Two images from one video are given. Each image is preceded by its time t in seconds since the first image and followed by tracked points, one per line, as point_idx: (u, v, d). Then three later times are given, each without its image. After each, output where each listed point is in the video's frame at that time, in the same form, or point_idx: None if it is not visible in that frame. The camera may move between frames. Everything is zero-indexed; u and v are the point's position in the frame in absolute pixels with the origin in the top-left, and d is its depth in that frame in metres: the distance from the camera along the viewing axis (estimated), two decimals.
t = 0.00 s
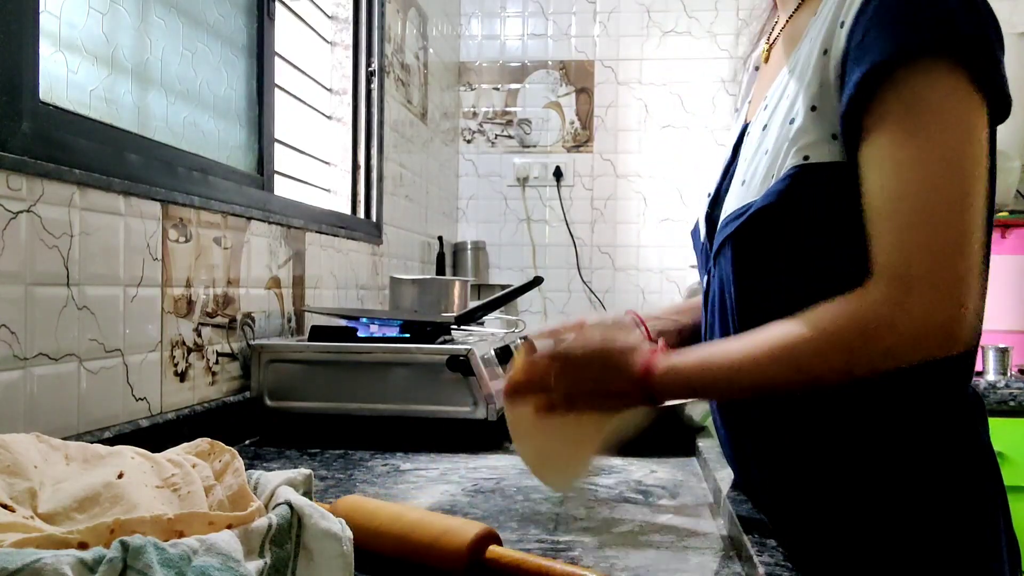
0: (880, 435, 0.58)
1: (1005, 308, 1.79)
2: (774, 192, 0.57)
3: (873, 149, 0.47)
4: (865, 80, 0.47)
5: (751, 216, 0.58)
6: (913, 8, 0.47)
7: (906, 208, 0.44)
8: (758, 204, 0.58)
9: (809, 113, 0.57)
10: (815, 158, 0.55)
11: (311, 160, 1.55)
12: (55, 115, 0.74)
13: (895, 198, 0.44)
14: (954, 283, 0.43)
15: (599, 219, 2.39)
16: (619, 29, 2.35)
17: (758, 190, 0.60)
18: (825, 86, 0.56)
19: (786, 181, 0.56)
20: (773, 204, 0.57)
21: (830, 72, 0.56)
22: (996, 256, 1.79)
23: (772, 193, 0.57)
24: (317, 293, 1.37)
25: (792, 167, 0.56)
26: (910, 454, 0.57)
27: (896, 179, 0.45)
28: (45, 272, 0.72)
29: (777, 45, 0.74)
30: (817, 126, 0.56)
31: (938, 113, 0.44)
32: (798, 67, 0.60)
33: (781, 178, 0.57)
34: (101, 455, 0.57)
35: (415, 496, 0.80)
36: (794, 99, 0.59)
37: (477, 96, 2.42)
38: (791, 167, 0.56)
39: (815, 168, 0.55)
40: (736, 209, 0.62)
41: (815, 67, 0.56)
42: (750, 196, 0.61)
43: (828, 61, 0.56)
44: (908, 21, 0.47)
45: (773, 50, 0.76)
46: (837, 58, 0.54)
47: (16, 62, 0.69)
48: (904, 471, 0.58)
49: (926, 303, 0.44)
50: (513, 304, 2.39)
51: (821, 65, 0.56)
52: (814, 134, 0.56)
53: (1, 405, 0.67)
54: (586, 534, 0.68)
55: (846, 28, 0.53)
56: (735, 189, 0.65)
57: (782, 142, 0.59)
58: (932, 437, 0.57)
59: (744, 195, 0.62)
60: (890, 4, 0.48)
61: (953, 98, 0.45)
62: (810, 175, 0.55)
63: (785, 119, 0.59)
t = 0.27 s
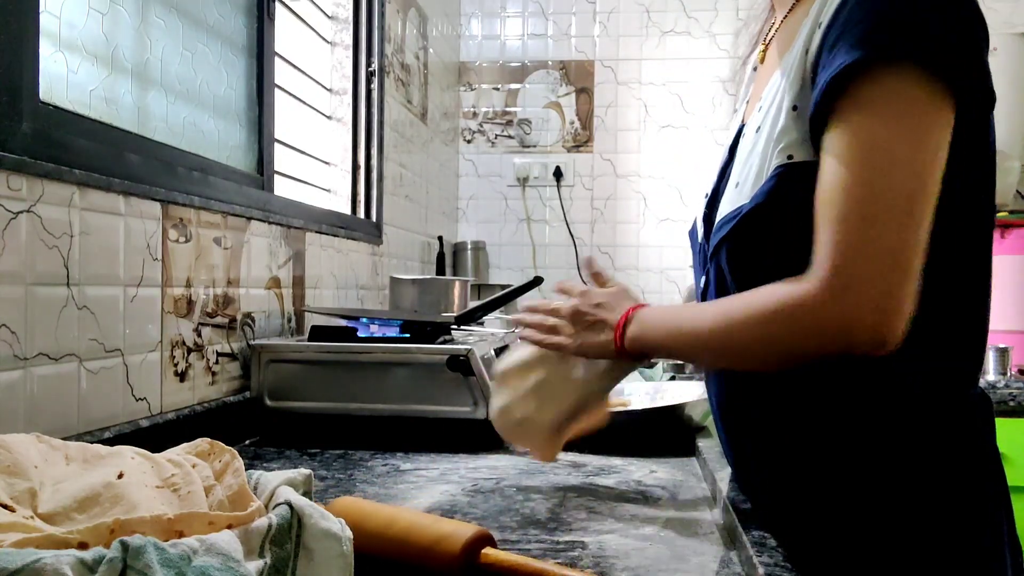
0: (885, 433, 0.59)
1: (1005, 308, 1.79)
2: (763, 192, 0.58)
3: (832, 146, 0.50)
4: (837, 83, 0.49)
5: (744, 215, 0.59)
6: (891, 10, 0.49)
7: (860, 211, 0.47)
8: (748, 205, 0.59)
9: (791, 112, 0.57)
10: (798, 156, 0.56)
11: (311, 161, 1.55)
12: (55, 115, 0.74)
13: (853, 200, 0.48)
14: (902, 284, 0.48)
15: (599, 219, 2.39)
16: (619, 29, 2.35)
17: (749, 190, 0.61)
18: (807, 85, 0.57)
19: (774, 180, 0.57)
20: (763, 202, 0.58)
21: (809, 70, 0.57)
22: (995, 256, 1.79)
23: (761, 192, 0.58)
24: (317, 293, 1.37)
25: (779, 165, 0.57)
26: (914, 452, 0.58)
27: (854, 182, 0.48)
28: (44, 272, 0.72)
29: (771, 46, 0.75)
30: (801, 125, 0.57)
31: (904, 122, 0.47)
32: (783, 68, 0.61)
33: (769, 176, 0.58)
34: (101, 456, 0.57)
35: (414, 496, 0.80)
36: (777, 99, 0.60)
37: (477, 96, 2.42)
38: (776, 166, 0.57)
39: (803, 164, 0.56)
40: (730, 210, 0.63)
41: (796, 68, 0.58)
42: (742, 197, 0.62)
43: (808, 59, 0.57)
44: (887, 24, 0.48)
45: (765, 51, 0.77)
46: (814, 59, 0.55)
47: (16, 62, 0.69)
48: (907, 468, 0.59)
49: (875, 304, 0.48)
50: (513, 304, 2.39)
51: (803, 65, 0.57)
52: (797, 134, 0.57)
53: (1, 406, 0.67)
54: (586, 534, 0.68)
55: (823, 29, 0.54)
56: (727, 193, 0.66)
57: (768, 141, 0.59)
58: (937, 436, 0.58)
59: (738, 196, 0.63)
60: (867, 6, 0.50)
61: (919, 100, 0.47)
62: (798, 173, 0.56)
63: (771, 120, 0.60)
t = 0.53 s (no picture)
0: (887, 434, 0.59)
1: (1005, 308, 1.79)
2: (764, 189, 0.58)
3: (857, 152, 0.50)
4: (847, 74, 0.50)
5: (744, 213, 0.60)
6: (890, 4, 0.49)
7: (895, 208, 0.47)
8: (748, 202, 0.60)
9: (791, 108, 0.58)
10: (800, 152, 0.57)
11: (311, 160, 1.55)
12: (55, 115, 0.74)
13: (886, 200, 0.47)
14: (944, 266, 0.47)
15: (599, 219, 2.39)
16: (619, 29, 2.35)
17: (746, 187, 0.62)
18: (805, 80, 0.57)
19: (776, 176, 0.58)
20: (763, 199, 0.58)
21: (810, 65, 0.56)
22: (995, 256, 1.79)
23: (761, 189, 0.58)
24: (317, 293, 1.37)
25: (780, 162, 0.58)
26: (916, 454, 0.58)
27: (881, 182, 0.47)
28: (44, 272, 0.72)
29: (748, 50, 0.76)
30: (801, 121, 0.57)
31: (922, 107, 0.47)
32: (773, 67, 0.62)
33: (769, 173, 0.59)
34: (101, 456, 0.57)
35: (414, 496, 0.80)
36: (771, 97, 0.61)
37: (477, 96, 2.42)
38: (778, 163, 0.58)
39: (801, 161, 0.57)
40: (725, 209, 0.64)
41: (797, 64, 0.57)
42: (740, 195, 0.62)
43: (809, 55, 0.56)
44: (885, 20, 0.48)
45: (743, 53, 0.78)
46: (820, 53, 0.54)
47: (16, 63, 0.69)
48: (909, 470, 0.59)
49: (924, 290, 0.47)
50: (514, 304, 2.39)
51: (803, 60, 0.57)
52: (797, 130, 0.57)
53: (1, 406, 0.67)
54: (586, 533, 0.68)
55: (826, 23, 0.54)
56: (720, 192, 0.67)
57: (765, 139, 0.60)
58: (937, 443, 0.58)
59: (734, 193, 0.63)
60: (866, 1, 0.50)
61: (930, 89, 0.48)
62: (798, 169, 0.57)
63: (767, 118, 0.60)
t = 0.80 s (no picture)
0: (885, 431, 0.59)
1: (1005, 308, 1.79)
2: (753, 194, 0.59)
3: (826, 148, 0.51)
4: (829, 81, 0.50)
5: (734, 218, 0.60)
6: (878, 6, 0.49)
7: (879, 206, 0.46)
8: (739, 207, 0.60)
9: (779, 111, 0.58)
10: (789, 157, 0.57)
11: (311, 161, 1.55)
12: (55, 115, 0.74)
13: (859, 203, 0.47)
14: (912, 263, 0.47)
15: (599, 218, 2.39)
16: (619, 29, 2.35)
17: (739, 192, 0.62)
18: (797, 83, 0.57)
19: (765, 182, 0.58)
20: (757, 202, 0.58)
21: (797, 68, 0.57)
22: (995, 256, 1.79)
23: (751, 194, 0.59)
24: (317, 293, 1.37)
25: (768, 168, 0.58)
26: (913, 450, 0.59)
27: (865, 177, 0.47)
28: (44, 272, 0.72)
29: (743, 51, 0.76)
30: (789, 125, 0.57)
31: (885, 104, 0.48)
32: (765, 69, 0.61)
33: (759, 178, 0.59)
34: (101, 456, 0.57)
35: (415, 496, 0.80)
36: (762, 100, 0.60)
37: (477, 96, 2.42)
38: (767, 168, 0.58)
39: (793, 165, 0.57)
40: (718, 213, 0.64)
41: (784, 67, 0.58)
42: (732, 200, 0.62)
43: (796, 58, 0.57)
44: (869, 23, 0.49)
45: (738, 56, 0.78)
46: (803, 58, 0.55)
47: (16, 63, 0.69)
48: (906, 465, 0.59)
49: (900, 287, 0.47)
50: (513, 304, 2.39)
51: (790, 63, 0.57)
52: (786, 134, 0.57)
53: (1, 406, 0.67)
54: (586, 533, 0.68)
55: (811, 27, 0.54)
56: (714, 195, 0.67)
57: (756, 144, 0.60)
58: (935, 440, 0.59)
59: (727, 198, 0.63)
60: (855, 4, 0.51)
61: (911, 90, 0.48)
62: (788, 174, 0.57)
63: (758, 121, 0.60)
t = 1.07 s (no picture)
0: (881, 431, 0.59)
1: (1005, 309, 1.79)
2: (729, 207, 0.59)
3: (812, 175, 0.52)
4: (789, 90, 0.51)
5: (711, 231, 0.60)
6: (828, 20, 0.50)
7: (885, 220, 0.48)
8: (714, 220, 0.60)
9: (752, 126, 0.58)
10: (763, 170, 0.58)
11: (311, 161, 1.55)
12: (55, 115, 0.74)
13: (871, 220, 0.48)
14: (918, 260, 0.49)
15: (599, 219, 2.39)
16: (619, 29, 2.35)
17: (713, 205, 0.62)
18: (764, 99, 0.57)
19: (740, 195, 0.58)
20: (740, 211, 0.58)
21: (761, 84, 0.58)
22: (995, 256, 1.79)
23: (727, 207, 0.59)
24: (317, 293, 1.37)
25: (742, 181, 0.58)
26: (909, 450, 0.59)
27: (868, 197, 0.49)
28: (44, 272, 0.72)
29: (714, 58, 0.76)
30: (760, 138, 0.58)
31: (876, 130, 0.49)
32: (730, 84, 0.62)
33: (732, 192, 0.59)
34: (101, 456, 0.57)
35: (414, 496, 0.80)
36: (730, 115, 0.61)
37: (477, 96, 2.42)
38: (740, 181, 0.59)
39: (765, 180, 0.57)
40: (694, 226, 0.64)
41: (748, 83, 0.59)
42: (707, 212, 0.63)
43: (759, 75, 0.58)
44: (827, 35, 0.50)
45: (713, 62, 0.77)
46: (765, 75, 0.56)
47: (17, 63, 0.69)
48: (903, 466, 0.59)
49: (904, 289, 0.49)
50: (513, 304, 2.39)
51: (754, 80, 0.58)
52: (760, 147, 0.58)
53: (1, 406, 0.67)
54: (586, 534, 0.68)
55: (769, 45, 0.56)
56: (689, 208, 0.67)
57: (728, 157, 0.60)
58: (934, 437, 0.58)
59: (702, 211, 0.64)
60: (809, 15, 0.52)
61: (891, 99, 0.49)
62: (762, 186, 0.57)
63: (728, 135, 0.60)
